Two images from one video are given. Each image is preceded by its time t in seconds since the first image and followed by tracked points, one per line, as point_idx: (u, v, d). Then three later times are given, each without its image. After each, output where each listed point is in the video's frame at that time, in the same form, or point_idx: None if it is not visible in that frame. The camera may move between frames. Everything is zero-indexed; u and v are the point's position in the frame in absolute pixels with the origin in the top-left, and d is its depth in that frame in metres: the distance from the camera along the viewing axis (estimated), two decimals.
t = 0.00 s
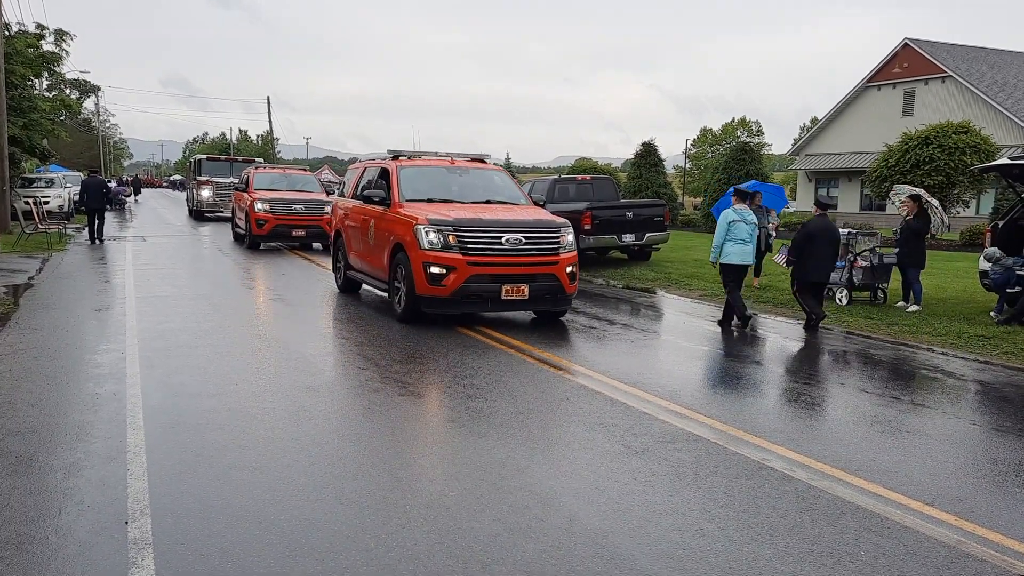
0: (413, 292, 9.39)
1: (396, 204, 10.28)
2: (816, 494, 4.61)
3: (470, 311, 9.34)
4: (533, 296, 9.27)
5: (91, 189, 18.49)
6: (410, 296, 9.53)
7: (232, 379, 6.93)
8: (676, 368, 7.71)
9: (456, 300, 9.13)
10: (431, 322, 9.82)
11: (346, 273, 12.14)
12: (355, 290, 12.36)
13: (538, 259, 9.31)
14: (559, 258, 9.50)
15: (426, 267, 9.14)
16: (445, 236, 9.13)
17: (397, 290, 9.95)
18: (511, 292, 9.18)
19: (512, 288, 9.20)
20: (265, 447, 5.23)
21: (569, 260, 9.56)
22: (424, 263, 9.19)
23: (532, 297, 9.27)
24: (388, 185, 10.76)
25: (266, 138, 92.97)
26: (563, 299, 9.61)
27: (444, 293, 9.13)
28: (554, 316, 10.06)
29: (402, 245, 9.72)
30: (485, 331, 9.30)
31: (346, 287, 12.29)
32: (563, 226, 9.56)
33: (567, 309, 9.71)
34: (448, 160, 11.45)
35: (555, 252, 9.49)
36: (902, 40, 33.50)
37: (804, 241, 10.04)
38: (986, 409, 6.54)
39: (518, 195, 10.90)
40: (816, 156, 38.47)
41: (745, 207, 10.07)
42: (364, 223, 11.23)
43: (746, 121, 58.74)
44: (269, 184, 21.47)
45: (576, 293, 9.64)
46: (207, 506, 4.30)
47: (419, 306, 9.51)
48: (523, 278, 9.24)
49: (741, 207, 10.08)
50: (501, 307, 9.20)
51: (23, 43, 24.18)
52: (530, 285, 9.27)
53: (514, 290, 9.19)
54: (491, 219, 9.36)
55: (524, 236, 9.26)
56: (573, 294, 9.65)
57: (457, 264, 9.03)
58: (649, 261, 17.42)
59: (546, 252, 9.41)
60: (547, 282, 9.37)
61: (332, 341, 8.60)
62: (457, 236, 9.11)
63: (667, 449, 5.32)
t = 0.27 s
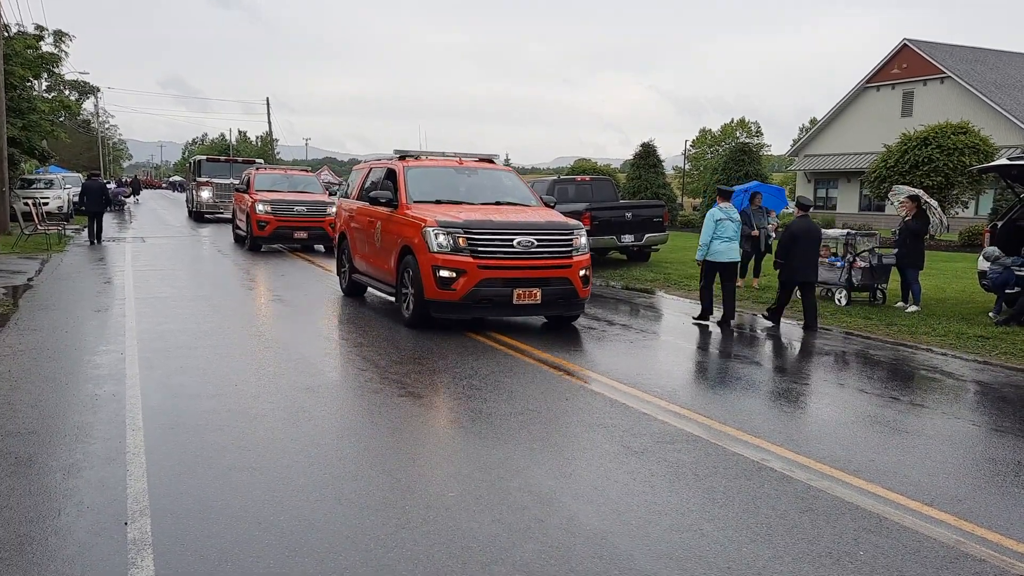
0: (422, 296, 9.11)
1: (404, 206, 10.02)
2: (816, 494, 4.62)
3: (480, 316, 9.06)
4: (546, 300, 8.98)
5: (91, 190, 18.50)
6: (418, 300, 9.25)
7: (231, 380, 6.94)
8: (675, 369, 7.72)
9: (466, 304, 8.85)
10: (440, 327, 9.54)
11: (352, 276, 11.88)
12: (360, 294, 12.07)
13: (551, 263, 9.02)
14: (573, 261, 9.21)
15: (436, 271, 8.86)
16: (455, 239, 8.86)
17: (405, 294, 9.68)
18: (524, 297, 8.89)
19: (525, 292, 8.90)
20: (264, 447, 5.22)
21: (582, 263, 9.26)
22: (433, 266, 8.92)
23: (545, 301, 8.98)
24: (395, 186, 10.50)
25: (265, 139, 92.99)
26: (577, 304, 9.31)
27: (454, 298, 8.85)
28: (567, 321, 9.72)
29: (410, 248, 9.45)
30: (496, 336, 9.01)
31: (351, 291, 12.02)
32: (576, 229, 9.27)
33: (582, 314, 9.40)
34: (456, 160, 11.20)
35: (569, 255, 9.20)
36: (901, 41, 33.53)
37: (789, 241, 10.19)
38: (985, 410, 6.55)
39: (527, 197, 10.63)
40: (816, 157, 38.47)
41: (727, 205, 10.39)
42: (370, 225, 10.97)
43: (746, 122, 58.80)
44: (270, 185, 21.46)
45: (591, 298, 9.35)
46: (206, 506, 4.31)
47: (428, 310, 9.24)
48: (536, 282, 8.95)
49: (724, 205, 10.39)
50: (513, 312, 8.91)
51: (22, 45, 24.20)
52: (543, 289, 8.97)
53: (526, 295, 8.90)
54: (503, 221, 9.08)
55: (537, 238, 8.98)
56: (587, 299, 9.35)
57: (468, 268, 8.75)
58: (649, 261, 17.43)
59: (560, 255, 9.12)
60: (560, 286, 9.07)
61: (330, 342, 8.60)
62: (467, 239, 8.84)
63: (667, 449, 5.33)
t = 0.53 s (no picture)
0: (430, 302, 8.77)
1: (411, 208, 9.70)
2: (814, 496, 4.62)
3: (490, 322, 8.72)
4: (559, 306, 8.64)
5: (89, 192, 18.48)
6: (426, 306, 8.91)
7: (229, 381, 6.92)
8: (674, 371, 7.71)
9: (477, 311, 8.50)
10: (449, 334, 9.19)
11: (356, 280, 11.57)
12: (364, 299, 11.75)
13: (565, 267, 8.69)
14: (587, 265, 8.89)
15: (445, 276, 8.51)
16: (465, 242, 8.51)
17: (412, 299, 9.34)
18: (536, 302, 8.54)
19: (537, 298, 8.56)
20: (262, 450, 5.21)
21: (596, 267, 8.95)
22: (442, 271, 8.57)
23: (558, 307, 8.64)
24: (401, 188, 10.18)
25: (264, 141, 92.99)
26: (590, 309, 8.98)
27: (463, 303, 8.50)
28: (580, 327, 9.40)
29: (418, 252, 9.09)
30: (507, 344, 8.70)
31: (355, 296, 11.70)
32: (590, 232, 8.95)
33: (595, 320, 9.08)
34: (464, 161, 10.90)
35: (583, 259, 8.88)
36: (900, 43, 33.57)
37: (769, 242, 10.38)
38: (984, 412, 6.54)
39: (537, 199, 10.35)
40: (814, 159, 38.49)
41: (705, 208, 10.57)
42: (376, 228, 10.63)
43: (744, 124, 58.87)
44: (271, 186, 21.44)
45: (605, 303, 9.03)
46: (203, 509, 4.29)
47: (436, 317, 8.90)
48: (549, 287, 8.61)
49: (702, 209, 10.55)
50: (525, 319, 8.56)
51: (21, 46, 24.20)
52: (556, 294, 8.64)
53: (538, 300, 8.56)
54: (514, 223, 8.74)
55: (550, 242, 8.64)
56: (601, 304, 9.03)
57: (478, 272, 8.39)
58: (647, 263, 17.43)
59: (573, 259, 8.79)
60: (574, 291, 8.74)
61: (328, 344, 8.59)
62: (478, 242, 8.48)
63: (665, 451, 5.32)
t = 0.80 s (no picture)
0: (440, 307, 8.60)
1: (419, 211, 9.55)
2: (812, 498, 4.62)
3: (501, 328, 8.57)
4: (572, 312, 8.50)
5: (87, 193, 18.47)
6: (436, 312, 8.75)
7: (228, 383, 6.92)
8: (672, 372, 7.72)
9: (488, 316, 8.33)
10: (458, 340, 9.05)
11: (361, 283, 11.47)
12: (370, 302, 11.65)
13: (577, 272, 8.53)
14: (600, 269, 8.73)
15: (455, 281, 8.34)
16: (476, 246, 8.33)
17: (421, 304, 9.18)
18: (548, 308, 8.39)
19: (550, 303, 8.40)
20: (260, 452, 5.21)
21: (609, 272, 8.81)
22: (452, 275, 8.40)
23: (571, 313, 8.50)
24: (409, 189, 10.03)
25: (263, 142, 92.98)
26: (603, 314, 8.84)
27: (474, 309, 8.33)
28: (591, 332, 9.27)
29: (427, 256, 8.92)
30: (518, 350, 8.53)
31: (361, 299, 11.61)
32: (603, 235, 8.79)
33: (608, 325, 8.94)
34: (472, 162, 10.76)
35: (596, 263, 8.72)
36: (897, 45, 33.62)
37: (751, 243, 10.49)
38: (982, 413, 6.55)
39: (546, 201, 10.23)
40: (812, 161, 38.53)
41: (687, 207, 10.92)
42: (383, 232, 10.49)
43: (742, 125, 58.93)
44: (272, 188, 21.42)
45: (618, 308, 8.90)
46: (202, 511, 4.29)
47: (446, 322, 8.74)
48: (562, 292, 8.46)
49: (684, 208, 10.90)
50: (537, 325, 8.42)
51: (19, 47, 24.21)
52: (569, 300, 8.49)
53: (550, 306, 8.40)
54: (526, 226, 8.56)
55: (562, 245, 8.47)
56: (614, 309, 8.90)
57: (489, 277, 8.22)
58: (646, 264, 17.44)
59: (586, 263, 8.64)
60: (587, 295, 8.60)
61: (326, 346, 8.58)
62: (489, 246, 8.30)
63: (664, 453, 5.32)
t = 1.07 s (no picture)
0: (450, 313, 8.41)
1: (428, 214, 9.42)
2: (810, 499, 4.63)
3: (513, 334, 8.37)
4: (587, 318, 8.31)
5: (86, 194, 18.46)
6: (445, 317, 8.57)
7: (227, 385, 6.92)
8: (671, 374, 7.72)
9: (500, 323, 8.12)
10: (469, 346, 8.85)
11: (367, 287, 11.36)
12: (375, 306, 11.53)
13: (593, 276, 8.34)
14: (616, 274, 8.55)
15: (466, 286, 8.15)
16: (487, 250, 8.14)
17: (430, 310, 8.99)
18: (563, 314, 8.19)
19: (564, 309, 8.20)
20: (259, 453, 5.21)
21: (625, 276, 8.62)
22: (462, 280, 8.21)
23: (586, 319, 8.31)
24: (418, 192, 9.90)
25: (262, 144, 92.97)
26: (619, 321, 8.65)
27: (485, 315, 8.13)
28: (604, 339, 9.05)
29: (437, 261, 8.73)
30: (531, 357, 8.30)
31: (366, 304, 11.49)
32: (619, 239, 8.61)
33: (624, 332, 8.75)
34: (483, 164, 10.65)
35: (612, 268, 8.54)
36: (896, 47, 33.65)
37: (737, 241, 10.81)
38: (980, 415, 6.56)
39: (556, 203, 10.11)
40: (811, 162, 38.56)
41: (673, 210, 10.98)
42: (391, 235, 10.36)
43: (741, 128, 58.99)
44: (273, 190, 21.40)
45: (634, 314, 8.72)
46: (201, 512, 4.29)
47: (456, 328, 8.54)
48: (576, 298, 8.27)
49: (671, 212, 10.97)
50: (552, 332, 8.21)
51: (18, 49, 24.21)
52: (584, 306, 8.30)
53: (565, 311, 8.21)
54: (539, 230, 8.37)
55: (577, 249, 8.29)
56: (630, 315, 8.71)
57: (501, 282, 8.03)
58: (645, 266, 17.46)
59: (601, 268, 8.46)
60: (602, 301, 8.41)
61: (326, 348, 8.58)
62: (501, 250, 8.11)
63: (662, 454, 5.33)
